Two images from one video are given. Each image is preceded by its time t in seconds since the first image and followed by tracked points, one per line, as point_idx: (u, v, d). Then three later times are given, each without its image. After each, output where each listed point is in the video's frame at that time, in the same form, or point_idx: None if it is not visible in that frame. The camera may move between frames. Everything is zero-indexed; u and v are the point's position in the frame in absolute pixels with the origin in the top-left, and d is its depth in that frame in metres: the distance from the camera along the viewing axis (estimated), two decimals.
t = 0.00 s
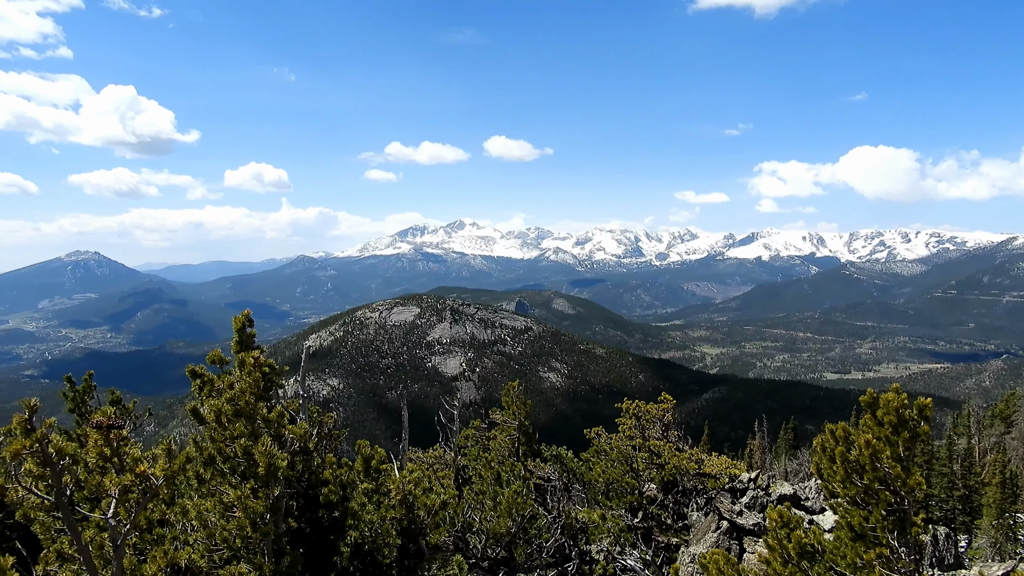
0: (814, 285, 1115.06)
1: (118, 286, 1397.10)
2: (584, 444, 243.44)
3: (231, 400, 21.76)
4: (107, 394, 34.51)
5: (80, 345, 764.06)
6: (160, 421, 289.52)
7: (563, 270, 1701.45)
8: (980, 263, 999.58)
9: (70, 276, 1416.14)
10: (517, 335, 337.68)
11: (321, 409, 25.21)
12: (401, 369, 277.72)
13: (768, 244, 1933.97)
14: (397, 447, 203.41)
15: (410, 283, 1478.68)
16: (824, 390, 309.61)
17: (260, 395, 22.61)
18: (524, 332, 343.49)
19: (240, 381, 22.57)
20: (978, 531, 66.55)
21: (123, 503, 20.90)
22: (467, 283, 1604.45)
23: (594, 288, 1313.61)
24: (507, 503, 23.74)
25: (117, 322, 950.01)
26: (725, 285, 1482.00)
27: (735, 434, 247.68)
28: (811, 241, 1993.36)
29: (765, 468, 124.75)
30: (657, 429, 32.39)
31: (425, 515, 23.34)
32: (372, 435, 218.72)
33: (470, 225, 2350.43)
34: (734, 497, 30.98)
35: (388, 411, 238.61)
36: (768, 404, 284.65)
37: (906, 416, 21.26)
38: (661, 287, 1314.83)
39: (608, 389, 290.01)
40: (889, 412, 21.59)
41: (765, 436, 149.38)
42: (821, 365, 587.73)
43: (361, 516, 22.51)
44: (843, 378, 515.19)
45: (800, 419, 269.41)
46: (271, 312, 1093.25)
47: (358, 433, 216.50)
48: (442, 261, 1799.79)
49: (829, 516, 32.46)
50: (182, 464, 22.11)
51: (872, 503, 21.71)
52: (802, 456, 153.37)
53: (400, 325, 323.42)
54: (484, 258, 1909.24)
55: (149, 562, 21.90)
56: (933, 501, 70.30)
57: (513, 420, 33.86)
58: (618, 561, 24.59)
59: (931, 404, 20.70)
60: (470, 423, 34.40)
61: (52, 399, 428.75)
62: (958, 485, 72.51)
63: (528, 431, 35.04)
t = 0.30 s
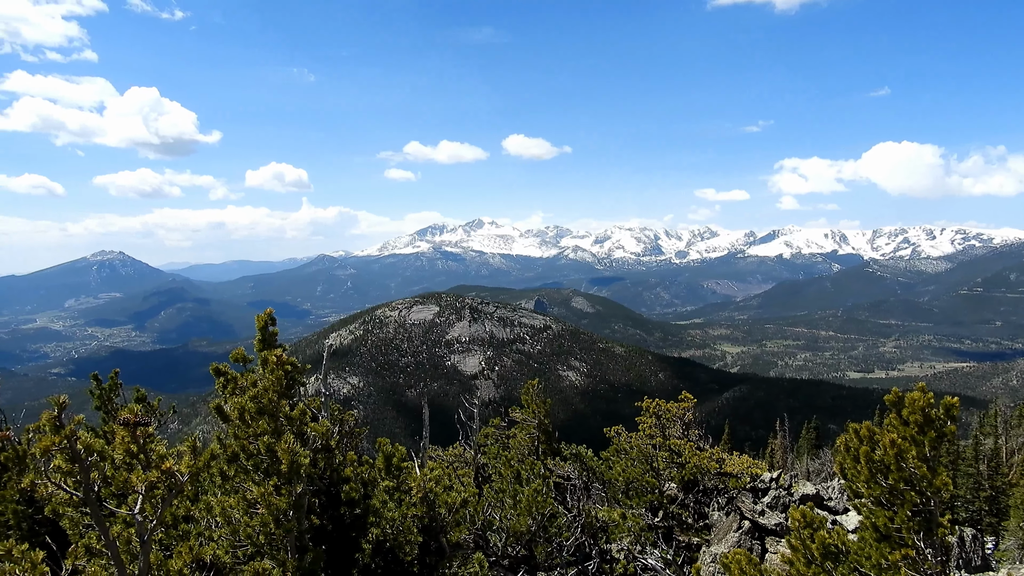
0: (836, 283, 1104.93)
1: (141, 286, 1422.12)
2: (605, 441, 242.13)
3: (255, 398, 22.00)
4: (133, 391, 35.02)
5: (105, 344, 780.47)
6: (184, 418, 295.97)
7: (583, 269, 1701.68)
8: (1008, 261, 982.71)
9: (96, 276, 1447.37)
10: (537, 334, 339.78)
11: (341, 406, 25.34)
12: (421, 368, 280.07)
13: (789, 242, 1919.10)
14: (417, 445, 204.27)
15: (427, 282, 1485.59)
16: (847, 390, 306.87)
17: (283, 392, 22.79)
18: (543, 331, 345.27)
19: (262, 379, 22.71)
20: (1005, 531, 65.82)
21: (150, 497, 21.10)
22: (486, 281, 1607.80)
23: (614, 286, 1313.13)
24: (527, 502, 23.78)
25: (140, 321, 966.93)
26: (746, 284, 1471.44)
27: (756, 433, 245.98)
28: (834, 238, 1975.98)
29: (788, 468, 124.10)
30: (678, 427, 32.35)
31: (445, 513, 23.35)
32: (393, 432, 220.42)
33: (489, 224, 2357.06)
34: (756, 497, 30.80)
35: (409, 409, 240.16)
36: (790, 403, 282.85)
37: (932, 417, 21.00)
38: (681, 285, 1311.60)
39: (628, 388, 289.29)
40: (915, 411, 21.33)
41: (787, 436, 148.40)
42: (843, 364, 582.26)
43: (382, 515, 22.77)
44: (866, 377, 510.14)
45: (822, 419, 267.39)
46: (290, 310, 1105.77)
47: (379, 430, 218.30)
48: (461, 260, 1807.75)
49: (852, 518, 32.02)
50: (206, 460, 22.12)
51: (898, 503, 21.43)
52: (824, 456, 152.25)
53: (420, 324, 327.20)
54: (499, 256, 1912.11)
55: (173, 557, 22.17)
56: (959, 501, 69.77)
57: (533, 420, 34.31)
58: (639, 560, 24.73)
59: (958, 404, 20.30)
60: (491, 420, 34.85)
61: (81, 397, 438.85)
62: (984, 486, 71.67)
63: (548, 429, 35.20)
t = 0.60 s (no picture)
0: (861, 284, 1092.67)
1: (164, 283, 1446.80)
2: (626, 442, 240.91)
3: (278, 395, 22.18)
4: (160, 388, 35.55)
5: (131, 339, 797.11)
6: (208, 413, 302.48)
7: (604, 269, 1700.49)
8: None
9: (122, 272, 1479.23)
10: (556, 333, 340.77)
11: (362, 404, 25.54)
12: (440, 366, 281.80)
13: (811, 242, 1901.00)
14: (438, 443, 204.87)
15: (445, 281, 1492.12)
16: (871, 392, 303.81)
17: (306, 389, 23.06)
18: (563, 330, 346.24)
19: (285, 376, 23.11)
20: None
21: (172, 492, 21.27)
22: (505, 279, 1609.70)
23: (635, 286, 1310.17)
24: (547, 501, 23.81)
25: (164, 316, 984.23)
26: (768, 285, 1460.10)
27: (778, 436, 244.14)
28: (858, 239, 1952.49)
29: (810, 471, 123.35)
30: (698, 429, 32.41)
31: (466, 511, 23.45)
32: (413, 430, 221.49)
33: (509, 223, 2361.86)
34: (779, 500, 30.65)
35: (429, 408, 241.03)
36: (812, 405, 280.44)
37: (961, 420, 20.80)
38: (702, 285, 1305.95)
39: (648, 388, 288.08)
40: (943, 416, 21.09)
41: (809, 438, 147.58)
42: (867, 366, 575.87)
43: (403, 512, 22.97)
44: (891, 380, 503.83)
45: (845, 421, 264.84)
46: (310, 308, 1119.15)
47: (399, 428, 219.65)
48: (481, 258, 1815.55)
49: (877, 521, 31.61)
50: (231, 456, 22.19)
51: (923, 508, 21.23)
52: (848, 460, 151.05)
53: (440, 323, 330.32)
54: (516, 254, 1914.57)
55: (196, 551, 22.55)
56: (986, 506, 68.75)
57: (553, 419, 34.37)
58: (658, 561, 24.79)
59: (988, 408, 20.06)
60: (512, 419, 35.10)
61: (110, 391, 448.57)
62: (1010, 490, 70.43)
63: (567, 429, 35.37)
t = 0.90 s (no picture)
0: (886, 286, 1078.33)
1: (186, 281, 1472.26)
2: (646, 444, 240.06)
3: (300, 393, 22.41)
4: (187, 385, 35.97)
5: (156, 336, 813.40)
6: (232, 410, 308.86)
7: (625, 270, 1697.19)
8: None
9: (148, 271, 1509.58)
10: (576, 334, 340.79)
11: (383, 402, 25.75)
12: (461, 366, 283.02)
13: (835, 244, 1877.27)
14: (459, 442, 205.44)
15: (466, 282, 1497.48)
16: (896, 396, 300.01)
17: (329, 386, 23.29)
18: (584, 331, 346.41)
19: (308, 373, 23.33)
20: None
21: (197, 488, 21.51)
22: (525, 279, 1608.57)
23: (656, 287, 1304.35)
24: (567, 501, 23.71)
25: (187, 314, 1001.91)
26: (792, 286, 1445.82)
27: (800, 439, 242.06)
28: (884, 241, 1922.36)
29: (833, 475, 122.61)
30: (720, 432, 32.48)
31: (486, 511, 23.60)
32: (434, 430, 222.55)
33: (530, 223, 2364.06)
34: (802, 504, 30.58)
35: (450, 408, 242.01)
36: (836, 408, 277.32)
37: (989, 425, 20.58)
38: (724, 287, 1298.24)
39: (669, 390, 286.40)
40: (972, 420, 20.84)
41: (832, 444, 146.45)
42: (892, 370, 568.52)
43: (425, 509, 23.01)
44: (917, 384, 496.74)
45: (870, 426, 261.87)
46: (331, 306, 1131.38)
47: (421, 428, 220.58)
48: (501, 258, 1821.76)
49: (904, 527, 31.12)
50: (255, 453, 22.31)
51: (951, 514, 20.91)
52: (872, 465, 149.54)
53: (461, 323, 332.76)
54: (534, 254, 1915.99)
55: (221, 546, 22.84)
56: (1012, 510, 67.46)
57: (573, 420, 34.58)
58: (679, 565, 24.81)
59: (1019, 413, 19.77)
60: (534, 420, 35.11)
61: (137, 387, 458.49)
62: None
63: (588, 431, 35.51)
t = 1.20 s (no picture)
0: (910, 290, 1064.61)
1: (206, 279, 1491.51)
2: (663, 446, 239.50)
3: (323, 390, 22.66)
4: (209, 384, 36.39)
5: (178, 334, 826.52)
6: (252, 408, 313.52)
7: (643, 271, 1691.56)
8: None
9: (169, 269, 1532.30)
10: (594, 335, 340.39)
11: (404, 403, 25.90)
12: (479, 366, 283.64)
13: (857, 245, 1854.00)
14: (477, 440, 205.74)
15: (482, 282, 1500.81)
16: (920, 400, 296.51)
17: (351, 384, 23.44)
18: (602, 331, 346.03)
19: (329, 372, 23.56)
20: None
21: (219, 485, 21.65)
22: (543, 279, 1609.78)
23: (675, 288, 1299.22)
24: (586, 503, 23.72)
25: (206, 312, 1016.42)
26: (812, 289, 1431.34)
27: (820, 442, 240.68)
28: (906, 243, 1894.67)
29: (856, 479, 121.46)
30: (742, 434, 32.38)
31: (503, 510, 23.68)
32: (453, 429, 223.13)
33: (548, 224, 2365.00)
34: (822, 508, 30.61)
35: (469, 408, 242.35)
36: (859, 412, 274.99)
37: (1013, 431, 20.52)
38: (744, 288, 1289.78)
39: (688, 392, 284.74)
40: (996, 424, 20.84)
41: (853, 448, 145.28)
42: (915, 374, 561.74)
43: (444, 511, 23.10)
44: (941, 389, 490.18)
45: (892, 430, 259.66)
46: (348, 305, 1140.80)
47: (439, 427, 221.25)
48: (519, 259, 1823.39)
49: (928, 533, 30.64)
50: (277, 450, 22.38)
51: (976, 519, 20.69)
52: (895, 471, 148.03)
53: (479, 323, 334.47)
54: (549, 255, 1915.57)
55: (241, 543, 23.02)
56: None
57: (592, 421, 34.86)
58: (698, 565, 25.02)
59: None
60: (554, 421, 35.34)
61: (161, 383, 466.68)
62: None
63: (608, 432, 35.76)
